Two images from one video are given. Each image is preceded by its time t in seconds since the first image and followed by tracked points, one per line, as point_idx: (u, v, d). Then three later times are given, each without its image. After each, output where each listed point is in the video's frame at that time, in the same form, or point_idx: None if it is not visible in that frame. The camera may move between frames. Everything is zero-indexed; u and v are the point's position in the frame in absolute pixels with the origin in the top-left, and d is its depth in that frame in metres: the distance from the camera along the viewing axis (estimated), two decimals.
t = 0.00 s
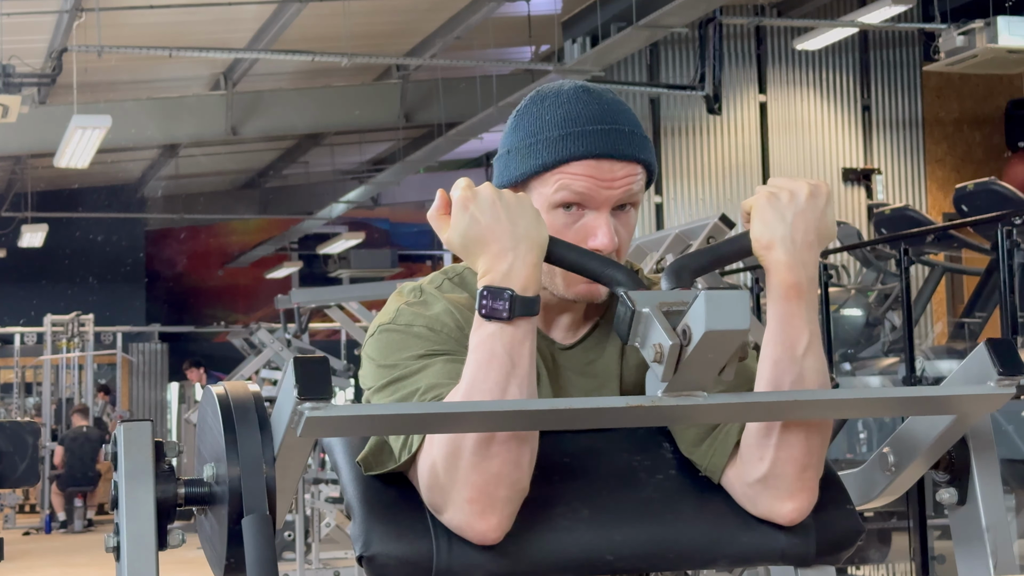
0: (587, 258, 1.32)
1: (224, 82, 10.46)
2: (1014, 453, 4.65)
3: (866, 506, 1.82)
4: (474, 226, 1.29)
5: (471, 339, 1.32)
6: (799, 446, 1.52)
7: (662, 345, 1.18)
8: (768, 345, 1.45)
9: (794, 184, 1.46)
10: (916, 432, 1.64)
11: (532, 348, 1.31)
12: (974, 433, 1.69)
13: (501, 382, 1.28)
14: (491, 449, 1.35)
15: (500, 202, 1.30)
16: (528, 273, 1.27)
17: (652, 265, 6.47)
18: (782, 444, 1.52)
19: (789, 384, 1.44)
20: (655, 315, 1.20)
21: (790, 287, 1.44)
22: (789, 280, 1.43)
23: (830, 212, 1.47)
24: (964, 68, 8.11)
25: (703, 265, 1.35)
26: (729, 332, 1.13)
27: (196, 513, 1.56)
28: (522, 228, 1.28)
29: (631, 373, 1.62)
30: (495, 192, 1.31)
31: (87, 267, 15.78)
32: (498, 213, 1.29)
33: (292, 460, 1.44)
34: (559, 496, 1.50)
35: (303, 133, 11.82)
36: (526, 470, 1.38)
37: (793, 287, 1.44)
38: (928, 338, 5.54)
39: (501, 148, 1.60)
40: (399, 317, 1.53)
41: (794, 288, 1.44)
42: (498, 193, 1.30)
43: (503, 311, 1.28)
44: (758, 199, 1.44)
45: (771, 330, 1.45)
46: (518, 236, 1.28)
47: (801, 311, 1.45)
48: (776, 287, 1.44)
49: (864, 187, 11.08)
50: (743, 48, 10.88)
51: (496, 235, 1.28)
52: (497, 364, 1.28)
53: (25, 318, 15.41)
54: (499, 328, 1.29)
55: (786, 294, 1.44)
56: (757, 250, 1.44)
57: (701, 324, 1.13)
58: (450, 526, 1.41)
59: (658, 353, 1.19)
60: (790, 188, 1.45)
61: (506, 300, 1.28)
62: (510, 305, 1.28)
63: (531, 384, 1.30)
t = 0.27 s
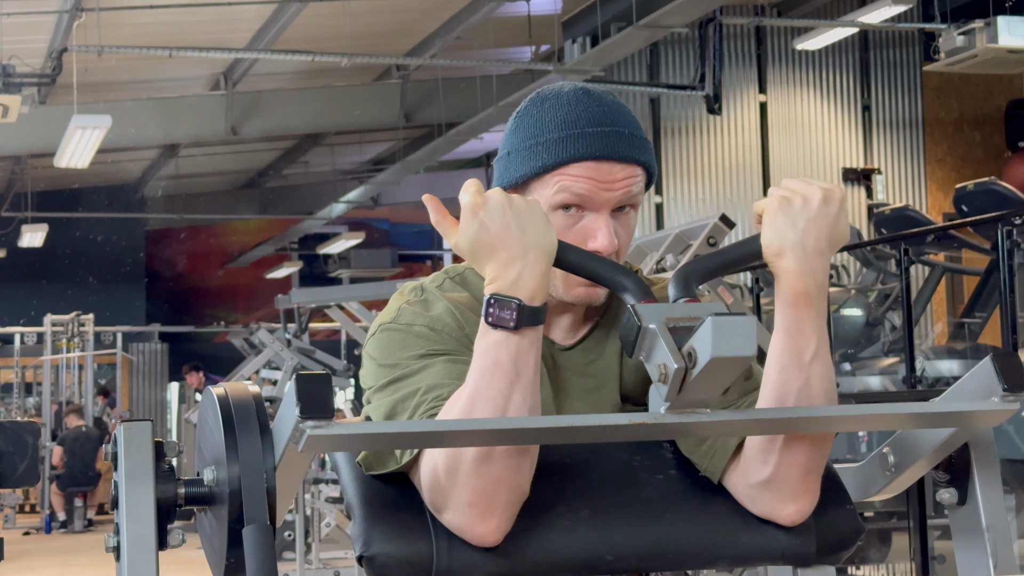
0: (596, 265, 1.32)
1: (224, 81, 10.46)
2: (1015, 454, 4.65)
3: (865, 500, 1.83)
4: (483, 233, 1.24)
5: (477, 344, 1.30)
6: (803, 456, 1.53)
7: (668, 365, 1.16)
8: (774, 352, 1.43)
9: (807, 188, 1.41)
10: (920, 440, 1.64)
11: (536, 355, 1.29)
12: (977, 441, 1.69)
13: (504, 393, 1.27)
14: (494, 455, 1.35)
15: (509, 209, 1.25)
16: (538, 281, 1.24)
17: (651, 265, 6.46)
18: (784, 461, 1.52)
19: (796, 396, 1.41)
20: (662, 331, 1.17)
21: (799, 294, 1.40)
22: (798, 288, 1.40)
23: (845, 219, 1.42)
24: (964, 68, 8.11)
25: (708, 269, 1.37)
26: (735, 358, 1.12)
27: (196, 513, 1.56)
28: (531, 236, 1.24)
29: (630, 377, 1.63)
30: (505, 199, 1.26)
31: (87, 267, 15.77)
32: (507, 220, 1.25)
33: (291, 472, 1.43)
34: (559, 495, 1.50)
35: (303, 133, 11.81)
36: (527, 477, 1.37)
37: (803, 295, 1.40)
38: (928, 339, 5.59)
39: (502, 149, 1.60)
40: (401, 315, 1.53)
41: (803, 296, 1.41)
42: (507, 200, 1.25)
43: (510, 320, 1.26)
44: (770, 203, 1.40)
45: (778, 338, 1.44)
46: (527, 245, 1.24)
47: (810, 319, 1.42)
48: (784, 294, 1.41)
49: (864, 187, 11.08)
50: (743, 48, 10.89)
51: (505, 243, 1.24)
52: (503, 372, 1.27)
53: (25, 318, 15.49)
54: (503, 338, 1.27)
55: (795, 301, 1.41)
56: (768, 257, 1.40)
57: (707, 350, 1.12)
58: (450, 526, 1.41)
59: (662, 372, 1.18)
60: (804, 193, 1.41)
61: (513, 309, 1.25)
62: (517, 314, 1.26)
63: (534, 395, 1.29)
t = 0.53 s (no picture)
0: (613, 284, 1.31)
1: (224, 81, 10.46)
2: (1015, 454, 4.65)
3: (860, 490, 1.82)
4: (499, 258, 1.20)
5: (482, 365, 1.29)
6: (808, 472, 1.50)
7: (676, 410, 1.15)
8: (786, 375, 1.44)
9: (835, 212, 1.38)
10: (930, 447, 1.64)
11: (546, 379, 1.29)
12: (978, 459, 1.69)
13: (508, 415, 1.27)
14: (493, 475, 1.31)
15: (526, 233, 1.21)
16: (551, 309, 1.21)
17: (652, 265, 6.46)
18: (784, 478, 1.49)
19: (806, 417, 1.43)
20: (672, 372, 1.16)
21: (815, 318, 1.39)
22: (812, 313, 1.39)
23: (869, 243, 1.39)
24: (964, 68, 8.11)
25: (729, 284, 1.35)
26: (744, 415, 1.10)
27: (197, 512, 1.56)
28: (548, 261, 1.21)
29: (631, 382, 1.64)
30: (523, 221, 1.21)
31: (87, 267, 15.76)
32: (524, 244, 1.20)
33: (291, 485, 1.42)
34: (558, 494, 1.51)
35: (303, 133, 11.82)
36: (526, 493, 1.35)
37: (818, 319, 1.39)
38: (928, 339, 5.57)
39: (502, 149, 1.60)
40: (404, 315, 1.53)
41: (819, 320, 1.39)
42: (524, 224, 1.20)
43: (521, 347, 1.23)
44: (794, 226, 1.37)
45: (792, 360, 1.43)
46: (543, 270, 1.20)
47: (825, 343, 1.42)
48: (800, 317, 1.39)
49: (864, 187, 11.09)
50: (743, 48, 10.89)
51: (520, 269, 1.20)
52: (507, 396, 1.26)
53: (25, 318, 15.49)
54: (512, 361, 1.26)
55: (811, 326, 1.40)
56: (786, 277, 1.38)
57: (716, 409, 1.10)
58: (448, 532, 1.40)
59: (669, 416, 1.17)
60: (829, 216, 1.37)
61: (524, 336, 1.23)
62: (528, 342, 1.23)
63: (539, 415, 1.29)
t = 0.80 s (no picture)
0: (626, 305, 1.28)
1: (224, 81, 10.46)
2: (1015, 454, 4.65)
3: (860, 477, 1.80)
4: (514, 290, 1.15)
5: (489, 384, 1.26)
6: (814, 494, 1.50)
7: (681, 454, 1.16)
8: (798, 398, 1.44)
9: (861, 242, 1.31)
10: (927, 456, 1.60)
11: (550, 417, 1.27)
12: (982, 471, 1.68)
13: (509, 441, 1.26)
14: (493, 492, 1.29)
15: (544, 266, 1.15)
16: (563, 343, 1.18)
17: (651, 265, 6.46)
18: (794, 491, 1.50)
19: (816, 443, 1.44)
20: (681, 415, 1.16)
21: (830, 349, 1.37)
22: (830, 343, 1.37)
23: (895, 274, 1.33)
24: (964, 68, 8.11)
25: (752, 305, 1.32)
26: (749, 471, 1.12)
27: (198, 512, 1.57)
28: (562, 295, 1.16)
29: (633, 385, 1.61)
30: (541, 251, 1.15)
31: (87, 267, 15.76)
32: (541, 277, 1.15)
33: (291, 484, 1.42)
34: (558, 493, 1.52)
35: (303, 134, 11.82)
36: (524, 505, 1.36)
37: (835, 350, 1.37)
38: (928, 338, 5.58)
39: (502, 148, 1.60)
40: (404, 314, 1.53)
41: (836, 352, 1.38)
42: (543, 258, 1.15)
43: (529, 378, 1.20)
44: (815, 255, 1.31)
45: (804, 385, 1.44)
46: (557, 304, 1.16)
47: (841, 370, 1.40)
48: (816, 346, 1.38)
49: (864, 187, 11.09)
50: (743, 48, 10.89)
51: (535, 301, 1.15)
52: (509, 422, 1.25)
53: (25, 318, 15.49)
54: (517, 389, 1.23)
55: (825, 354, 1.38)
56: (805, 305, 1.34)
57: (723, 464, 1.11)
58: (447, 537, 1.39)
59: (672, 459, 1.17)
60: (855, 246, 1.31)
61: (534, 368, 1.19)
62: (538, 373, 1.20)
63: (542, 439, 1.27)
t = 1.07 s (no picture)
0: (650, 335, 1.17)
1: (224, 81, 10.47)
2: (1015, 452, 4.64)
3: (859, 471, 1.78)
4: (532, 337, 1.07)
5: (495, 411, 1.22)
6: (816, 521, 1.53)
7: (684, 503, 1.15)
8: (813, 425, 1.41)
9: (892, 292, 1.18)
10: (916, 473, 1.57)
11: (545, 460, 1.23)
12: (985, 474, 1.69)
13: (512, 470, 1.22)
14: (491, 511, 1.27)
15: (564, 316, 1.06)
16: (577, 388, 1.12)
17: (651, 265, 6.46)
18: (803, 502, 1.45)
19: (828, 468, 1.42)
20: (688, 465, 1.13)
21: (850, 391, 1.32)
22: (848, 383, 1.30)
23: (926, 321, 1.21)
24: (964, 68, 8.12)
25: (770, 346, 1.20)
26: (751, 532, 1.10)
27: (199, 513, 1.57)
28: (580, 345, 1.08)
29: (632, 390, 1.60)
30: (561, 299, 1.06)
31: (87, 267, 15.76)
32: (560, 327, 1.07)
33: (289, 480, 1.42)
34: (558, 495, 1.52)
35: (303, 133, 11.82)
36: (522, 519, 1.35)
37: (854, 392, 1.32)
38: (928, 338, 5.59)
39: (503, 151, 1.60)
40: (406, 314, 1.53)
41: (855, 392, 1.32)
42: (563, 308, 1.06)
43: (539, 418, 1.15)
44: (842, 301, 1.19)
45: (820, 416, 1.39)
46: (575, 351, 1.09)
47: (858, 409, 1.35)
48: (835, 384, 1.32)
49: (864, 187, 11.09)
50: (743, 48, 10.90)
51: (551, 349, 1.08)
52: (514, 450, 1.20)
53: (25, 319, 15.49)
54: (525, 424, 1.18)
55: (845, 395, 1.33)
56: (825, 346, 1.24)
57: (724, 526, 1.10)
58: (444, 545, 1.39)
59: (675, 506, 1.16)
60: (885, 295, 1.18)
61: (544, 410, 1.14)
62: (549, 415, 1.15)
63: (544, 471, 1.23)
